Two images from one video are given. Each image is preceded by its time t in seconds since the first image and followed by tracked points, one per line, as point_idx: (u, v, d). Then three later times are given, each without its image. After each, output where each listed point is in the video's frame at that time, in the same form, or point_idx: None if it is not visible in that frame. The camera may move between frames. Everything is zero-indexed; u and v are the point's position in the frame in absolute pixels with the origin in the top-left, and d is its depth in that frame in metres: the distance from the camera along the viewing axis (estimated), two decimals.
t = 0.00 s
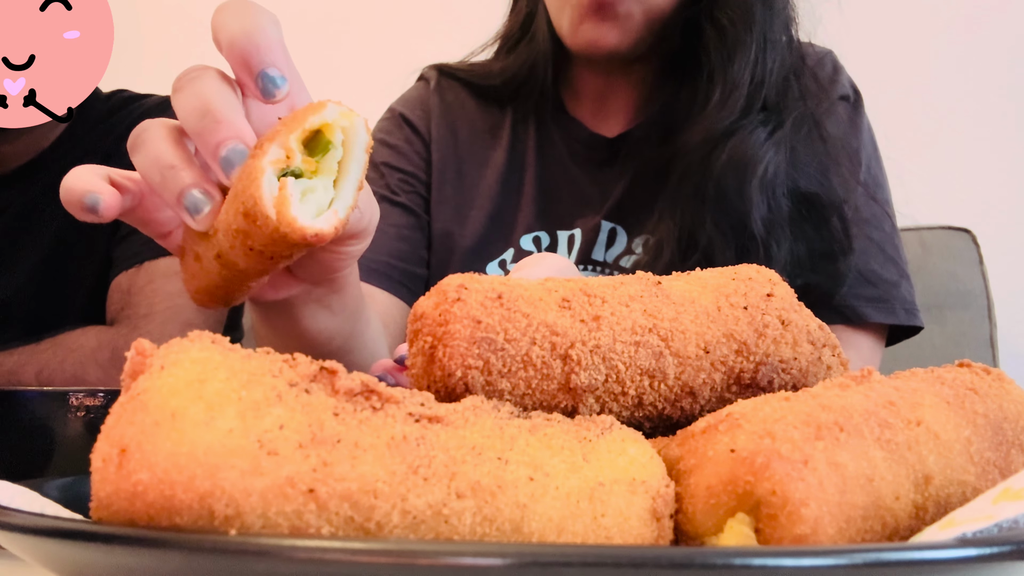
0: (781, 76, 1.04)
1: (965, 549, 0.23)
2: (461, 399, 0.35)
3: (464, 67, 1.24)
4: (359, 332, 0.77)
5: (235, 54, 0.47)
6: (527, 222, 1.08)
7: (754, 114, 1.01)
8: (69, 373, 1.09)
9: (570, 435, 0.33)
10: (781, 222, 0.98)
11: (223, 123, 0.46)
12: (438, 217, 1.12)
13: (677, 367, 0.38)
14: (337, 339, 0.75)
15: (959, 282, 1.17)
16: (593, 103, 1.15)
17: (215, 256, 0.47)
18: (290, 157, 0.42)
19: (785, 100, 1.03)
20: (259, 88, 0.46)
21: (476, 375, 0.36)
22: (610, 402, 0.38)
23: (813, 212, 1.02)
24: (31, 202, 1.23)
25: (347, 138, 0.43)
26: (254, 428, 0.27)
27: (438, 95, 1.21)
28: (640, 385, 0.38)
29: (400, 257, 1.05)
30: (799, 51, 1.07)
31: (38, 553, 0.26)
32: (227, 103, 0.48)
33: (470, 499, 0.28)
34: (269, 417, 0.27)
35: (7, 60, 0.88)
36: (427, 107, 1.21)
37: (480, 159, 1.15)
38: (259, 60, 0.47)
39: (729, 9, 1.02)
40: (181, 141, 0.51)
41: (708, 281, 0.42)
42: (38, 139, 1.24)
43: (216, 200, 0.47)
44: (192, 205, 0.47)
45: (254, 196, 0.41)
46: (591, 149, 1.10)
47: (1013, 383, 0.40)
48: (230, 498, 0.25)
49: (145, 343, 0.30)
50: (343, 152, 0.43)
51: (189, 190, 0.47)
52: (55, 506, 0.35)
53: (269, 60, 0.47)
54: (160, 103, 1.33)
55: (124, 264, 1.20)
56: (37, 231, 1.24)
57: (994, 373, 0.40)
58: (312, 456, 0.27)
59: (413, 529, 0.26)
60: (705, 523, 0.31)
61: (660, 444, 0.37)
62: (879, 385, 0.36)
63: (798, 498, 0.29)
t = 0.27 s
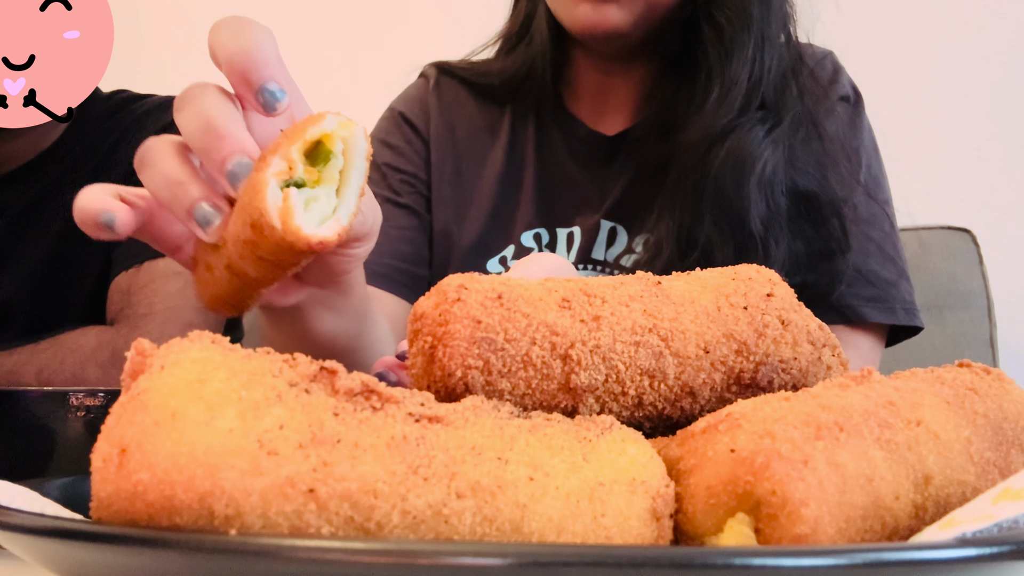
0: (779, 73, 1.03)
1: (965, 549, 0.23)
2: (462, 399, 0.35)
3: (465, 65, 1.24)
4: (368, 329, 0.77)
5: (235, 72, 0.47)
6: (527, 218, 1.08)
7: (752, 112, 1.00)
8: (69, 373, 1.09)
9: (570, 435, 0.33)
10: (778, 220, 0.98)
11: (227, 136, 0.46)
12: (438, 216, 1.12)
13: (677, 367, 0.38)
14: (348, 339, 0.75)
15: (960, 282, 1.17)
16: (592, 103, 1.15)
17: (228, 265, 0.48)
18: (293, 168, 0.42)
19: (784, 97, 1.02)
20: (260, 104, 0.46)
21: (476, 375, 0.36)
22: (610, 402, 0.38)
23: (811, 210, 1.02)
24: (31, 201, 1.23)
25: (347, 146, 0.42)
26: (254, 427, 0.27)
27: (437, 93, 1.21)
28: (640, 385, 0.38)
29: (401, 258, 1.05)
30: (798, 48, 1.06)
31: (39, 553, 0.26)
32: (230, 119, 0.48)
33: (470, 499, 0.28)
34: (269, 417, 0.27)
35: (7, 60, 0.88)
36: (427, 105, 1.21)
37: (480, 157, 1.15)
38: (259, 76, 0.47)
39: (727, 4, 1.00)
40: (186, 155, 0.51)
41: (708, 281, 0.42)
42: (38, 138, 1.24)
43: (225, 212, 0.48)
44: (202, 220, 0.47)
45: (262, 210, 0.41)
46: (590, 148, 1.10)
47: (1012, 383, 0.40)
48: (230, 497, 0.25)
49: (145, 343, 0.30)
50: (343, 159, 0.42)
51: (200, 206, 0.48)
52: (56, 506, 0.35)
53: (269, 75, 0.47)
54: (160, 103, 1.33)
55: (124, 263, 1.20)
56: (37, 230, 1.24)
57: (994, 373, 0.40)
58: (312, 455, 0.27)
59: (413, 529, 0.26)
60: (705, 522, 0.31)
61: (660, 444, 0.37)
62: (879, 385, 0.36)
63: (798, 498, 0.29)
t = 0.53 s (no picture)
0: (770, 68, 1.05)
1: (965, 549, 0.23)
2: (461, 399, 0.35)
3: (466, 62, 1.23)
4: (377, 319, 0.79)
5: (187, 44, 0.47)
6: (531, 212, 1.09)
7: (745, 105, 1.01)
8: (70, 373, 1.09)
9: (570, 435, 0.33)
10: (776, 213, 0.98)
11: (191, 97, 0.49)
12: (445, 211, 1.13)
13: (677, 367, 0.38)
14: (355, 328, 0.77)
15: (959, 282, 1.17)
16: (590, 102, 1.15)
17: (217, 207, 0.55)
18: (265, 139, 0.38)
19: (776, 90, 1.04)
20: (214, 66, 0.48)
21: (476, 375, 0.36)
22: (610, 402, 0.38)
23: (803, 205, 1.04)
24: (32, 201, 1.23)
25: (296, 63, 0.49)
26: (254, 428, 0.27)
27: (438, 91, 1.21)
28: (640, 385, 0.38)
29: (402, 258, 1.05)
30: (789, 45, 1.08)
31: (38, 553, 0.26)
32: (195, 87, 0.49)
33: (470, 499, 0.28)
34: (269, 417, 0.27)
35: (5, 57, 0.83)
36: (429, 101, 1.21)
37: (482, 153, 1.15)
38: (209, 39, 0.47)
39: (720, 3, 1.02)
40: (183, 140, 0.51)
41: (708, 281, 0.42)
42: (38, 137, 1.23)
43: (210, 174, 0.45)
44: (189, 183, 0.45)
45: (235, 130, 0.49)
46: (589, 147, 1.10)
47: (1012, 383, 0.40)
48: (229, 498, 0.25)
49: (145, 343, 0.30)
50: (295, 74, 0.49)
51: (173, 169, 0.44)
52: (56, 506, 0.35)
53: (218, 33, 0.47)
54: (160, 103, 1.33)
55: (124, 263, 1.20)
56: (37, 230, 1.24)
57: (994, 373, 0.40)
58: (312, 455, 0.27)
59: (413, 530, 0.26)
60: (705, 523, 0.31)
61: (660, 443, 0.37)
62: (879, 385, 0.36)
63: (798, 498, 0.29)
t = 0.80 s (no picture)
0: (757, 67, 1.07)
1: (965, 549, 0.23)
2: (461, 400, 0.35)
3: (454, 72, 1.23)
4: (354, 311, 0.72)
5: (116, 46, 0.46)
6: (520, 217, 1.07)
7: (732, 107, 1.04)
8: (69, 374, 1.09)
9: (570, 435, 0.33)
10: (768, 210, 1.03)
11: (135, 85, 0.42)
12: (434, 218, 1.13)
13: (677, 367, 0.38)
14: (324, 325, 0.69)
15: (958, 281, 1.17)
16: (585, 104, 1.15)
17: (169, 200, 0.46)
18: (209, 103, 0.34)
19: (761, 88, 1.05)
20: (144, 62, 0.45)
21: (476, 375, 0.36)
22: (610, 402, 0.38)
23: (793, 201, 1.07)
24: (32, 201, 1.24)
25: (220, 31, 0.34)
26: (254, 427, 0.27)
27: (426, 101, 1.21)
28: (641, 385, 0.38)
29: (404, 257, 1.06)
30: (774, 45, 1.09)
31: (39, 553, 0.26)
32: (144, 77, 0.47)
33: (470, 499, 0.28)
34: (269, 417, 0.27)
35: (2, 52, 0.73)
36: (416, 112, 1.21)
37: (468, 161, 1.14)
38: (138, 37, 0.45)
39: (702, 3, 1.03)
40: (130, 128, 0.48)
41: (708, 281, 0.42)
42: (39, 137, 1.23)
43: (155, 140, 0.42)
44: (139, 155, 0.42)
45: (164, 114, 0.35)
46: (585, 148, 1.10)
47: (1012, 382, 0.40)
48: (229, 498, 0.25)
49: (145, 343, 0.30)
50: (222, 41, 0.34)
51: (130, 147, 0.42)
52: (55, 506, 0.35)
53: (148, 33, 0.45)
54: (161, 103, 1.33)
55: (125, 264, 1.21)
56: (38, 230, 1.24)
57: (993, 373, 0.40)
58: (312, 455, 0.27)
59: (413, 529, 0.26)
60: (705, 523, 0.31)
61: (660, 443, 0.37)
62: (878, 385, 0.36)
63: (797, 497, 0.29)
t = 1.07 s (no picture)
0: (742, 69, 1.10)
1: (965, 549, 0.23)
2: (461, 400, 0.35)
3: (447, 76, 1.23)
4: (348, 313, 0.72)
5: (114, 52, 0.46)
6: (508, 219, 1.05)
7: (718, 108, 1.07)
8: (69, 374, 1.09)
9: (570, 435, 0.33)
10: (753, 209, 1.06)
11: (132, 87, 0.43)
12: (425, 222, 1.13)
13: (676, 367, 0.39)
14: (317, 327, 0.69)
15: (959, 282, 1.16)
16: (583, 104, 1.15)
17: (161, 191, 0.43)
18: (212, 107, 0.33)
19: (749, 94, 1.09)
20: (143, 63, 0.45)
21: (476, 375, 0.36)
22: (610, 402, 0.38)
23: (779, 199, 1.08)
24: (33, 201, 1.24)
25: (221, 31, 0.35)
26: (254, 428, 0.27)
27: (419, 105, 1.22)
28: (640, 385, 0.38)
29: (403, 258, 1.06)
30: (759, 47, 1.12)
31: (38, 552, 0.26)
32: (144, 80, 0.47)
33: (470, 499, 0.28)
34: (269, 417, 0.27)
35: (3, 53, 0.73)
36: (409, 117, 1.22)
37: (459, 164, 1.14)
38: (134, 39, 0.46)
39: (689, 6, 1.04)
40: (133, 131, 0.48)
41: (708, 281, 0.42)
42: (39, 138, 1.23)
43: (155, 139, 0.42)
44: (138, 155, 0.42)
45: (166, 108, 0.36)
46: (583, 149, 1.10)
47: (1011, 383, 0.40)
48: (229, 498, 0.25)
49: (145, 343, 0.30)
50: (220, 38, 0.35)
51: (130, 148, 0.42)
52: (56, 506, 0.35)
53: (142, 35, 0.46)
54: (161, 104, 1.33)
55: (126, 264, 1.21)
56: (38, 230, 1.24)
57: (993, 373, 0.40)
58: (313, 455, 0.27)
59: (413, 529, 0.26)
60: (704, 523, 0.31)
61: (661, 443, 0.37)
62: (878, 385, 0.36)
63: (798, 497, 0.29)
